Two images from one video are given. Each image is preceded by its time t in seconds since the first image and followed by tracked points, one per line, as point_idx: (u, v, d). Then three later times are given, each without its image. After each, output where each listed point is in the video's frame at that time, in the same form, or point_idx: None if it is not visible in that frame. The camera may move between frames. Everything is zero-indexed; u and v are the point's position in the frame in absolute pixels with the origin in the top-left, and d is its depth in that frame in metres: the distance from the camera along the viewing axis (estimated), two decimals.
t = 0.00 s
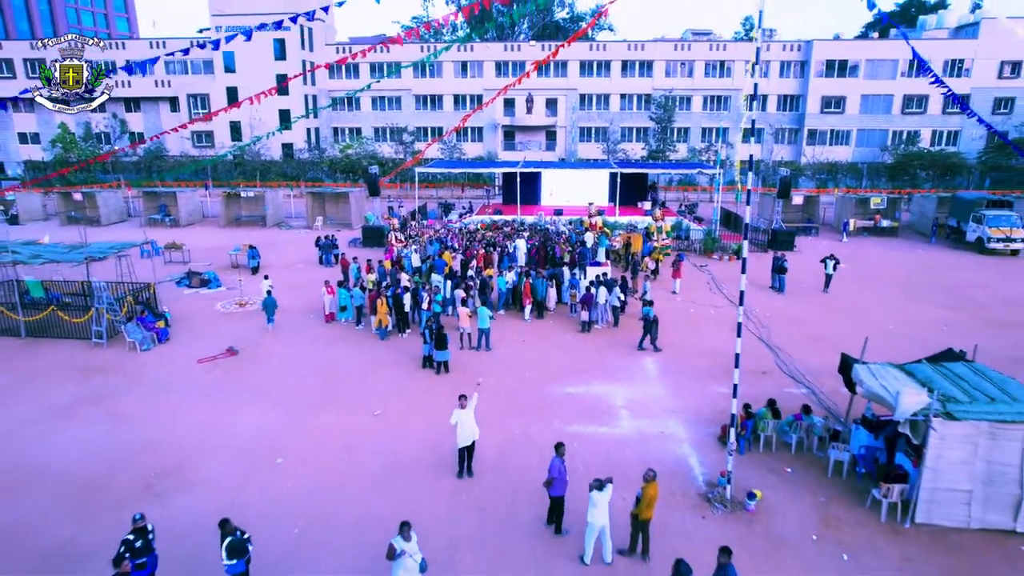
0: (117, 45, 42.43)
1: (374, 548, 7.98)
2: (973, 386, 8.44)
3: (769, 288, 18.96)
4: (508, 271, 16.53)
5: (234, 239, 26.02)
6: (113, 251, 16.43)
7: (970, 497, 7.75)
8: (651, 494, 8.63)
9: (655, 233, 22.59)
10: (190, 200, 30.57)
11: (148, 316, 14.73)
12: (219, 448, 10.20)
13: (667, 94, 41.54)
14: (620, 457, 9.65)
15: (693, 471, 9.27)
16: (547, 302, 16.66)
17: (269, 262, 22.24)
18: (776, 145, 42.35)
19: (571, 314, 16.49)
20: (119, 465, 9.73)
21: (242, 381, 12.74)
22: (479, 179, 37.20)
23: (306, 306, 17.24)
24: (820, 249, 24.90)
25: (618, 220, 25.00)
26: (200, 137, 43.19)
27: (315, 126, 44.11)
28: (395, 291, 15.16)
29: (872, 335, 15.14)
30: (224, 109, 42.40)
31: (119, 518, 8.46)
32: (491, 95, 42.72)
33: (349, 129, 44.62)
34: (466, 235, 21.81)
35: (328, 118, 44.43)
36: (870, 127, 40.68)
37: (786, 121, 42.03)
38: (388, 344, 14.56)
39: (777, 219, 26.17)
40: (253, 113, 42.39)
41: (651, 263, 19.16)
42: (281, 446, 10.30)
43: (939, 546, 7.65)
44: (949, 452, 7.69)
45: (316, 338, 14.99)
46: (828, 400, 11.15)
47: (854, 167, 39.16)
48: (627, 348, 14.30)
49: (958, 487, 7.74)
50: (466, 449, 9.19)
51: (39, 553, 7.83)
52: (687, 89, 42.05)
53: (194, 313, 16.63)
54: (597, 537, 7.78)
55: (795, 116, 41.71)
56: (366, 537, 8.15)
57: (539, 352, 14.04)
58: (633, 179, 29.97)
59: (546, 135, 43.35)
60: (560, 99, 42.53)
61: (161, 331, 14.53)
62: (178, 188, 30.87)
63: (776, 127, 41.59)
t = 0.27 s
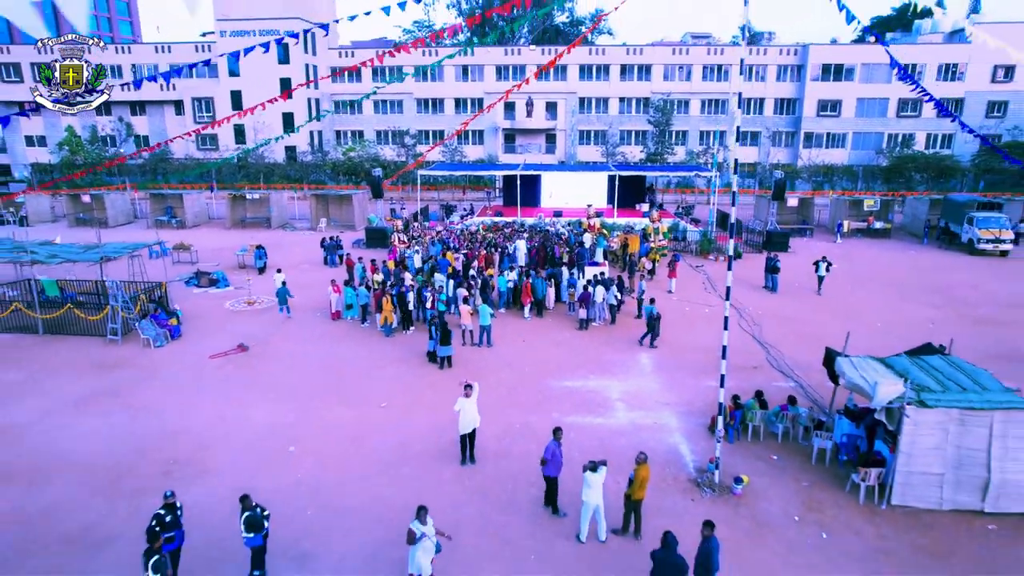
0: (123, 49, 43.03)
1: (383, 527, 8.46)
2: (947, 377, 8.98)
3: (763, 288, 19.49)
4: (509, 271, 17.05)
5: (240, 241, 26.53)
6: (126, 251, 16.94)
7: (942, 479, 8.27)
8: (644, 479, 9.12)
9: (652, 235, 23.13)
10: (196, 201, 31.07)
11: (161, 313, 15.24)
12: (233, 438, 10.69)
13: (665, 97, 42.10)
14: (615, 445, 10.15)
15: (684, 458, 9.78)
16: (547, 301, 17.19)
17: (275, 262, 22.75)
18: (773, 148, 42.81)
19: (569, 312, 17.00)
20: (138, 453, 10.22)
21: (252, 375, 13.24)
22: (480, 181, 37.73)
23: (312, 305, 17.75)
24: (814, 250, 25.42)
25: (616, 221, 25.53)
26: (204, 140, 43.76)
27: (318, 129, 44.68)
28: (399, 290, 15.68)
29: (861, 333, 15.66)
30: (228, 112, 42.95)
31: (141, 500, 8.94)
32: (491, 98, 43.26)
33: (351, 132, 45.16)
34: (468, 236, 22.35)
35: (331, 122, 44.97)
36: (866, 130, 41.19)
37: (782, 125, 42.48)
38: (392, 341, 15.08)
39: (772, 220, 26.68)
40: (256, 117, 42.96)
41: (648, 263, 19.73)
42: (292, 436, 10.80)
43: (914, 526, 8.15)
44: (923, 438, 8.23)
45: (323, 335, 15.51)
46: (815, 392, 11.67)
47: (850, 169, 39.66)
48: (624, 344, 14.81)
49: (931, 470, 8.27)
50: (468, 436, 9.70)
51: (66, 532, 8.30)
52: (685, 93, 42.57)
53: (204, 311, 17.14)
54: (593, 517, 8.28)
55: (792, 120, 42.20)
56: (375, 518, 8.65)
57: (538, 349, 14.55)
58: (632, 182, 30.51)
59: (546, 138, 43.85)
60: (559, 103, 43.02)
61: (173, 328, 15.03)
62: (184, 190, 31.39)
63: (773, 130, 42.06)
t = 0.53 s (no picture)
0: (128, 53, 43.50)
1: (388, 516, 8.84)
2: (928, 374, 9.41)
3: (758, 288, 19.88)
4: (509, 274, 17.47)
5: (244, 242, 26.93)
6: (137, 253, 17.35)
7: (922, 471, 8.70)
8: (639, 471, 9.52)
9: (650, 236, 23.54)
10: (201, 204, 31.49)
11: (170, 313, 15.65)
12: (243, 433, 11.08)
13: (664, 101, 42.55)
14: (611, 440, 10.54)
15: (678, 452, 10.17)
16: (546, 302, 17.61)
17: (280, 264, 23.15)
18: (771, 150, 43.14)
19: (568, 313, 17.39)
20: (152, 447, 10.61)
21: (260, 373, 13.64)
22: (480, 184, 38.14)
23: (317, 306, 18.15)
24: (809, 252, 25.83)
25: (614, 223, 25.95)
26: (208, 143, 44.19)
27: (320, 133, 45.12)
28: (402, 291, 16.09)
29: (852, 332, 16.07)
30: (231, 115, 43.37)
31: (156, 491, 9.32)
32: (492, 102, 43.68)
33: (353, 135, 45.60)
34: (469, 238, 22.78)
35: (333, 125, 45.39)
36: (863, 133, 41.59)
37: (780, 127, 42.84)
38: (396, 340, 15.50)
39: (767, 223, 27.09)
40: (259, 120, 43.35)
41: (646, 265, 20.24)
42: (300, 431, 11.19)
43: (895, 515, 8.55)
44: (903, 431, 8.65)
45: (328, 335, 15.91)
46: (804, 389, 12.07)
47: (846, 171, 40.07)
48: (621, 344, 15.21)
49: (911, 462, 8.69)
50: (469, 430, 10.11)
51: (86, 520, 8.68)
52: (684, 96, 42.98)
53: (211, 312, 17.54)
54: (589, 506, 8.69)
55: (789, 122, 42.56)
56: (382, 508, 9.05)
57: (538, 348, 14.94)
58: (630, 184, 30.95)
59: (546, 141, 44.27)
60: (559, 106, 43.45)
61: (182, 328, 15.43)
62: (188, 193, 31.77)
63: (771, 133, 42.42)
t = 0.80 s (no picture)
0: (132, 57, 44.01)
1: (395, 510, 9.29)
2: (909, 374, 9.85)
3: (753, 292, 20.31)
4: (509, 278, 17.93)
5: (249, 246, 27.40)
6: (148, 257, 17.82)
7: (902, 467, 9.16)
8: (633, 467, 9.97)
9: (648, 240, 23.98)
10: (206, 208, 31.94)
11: (180, 316, 16.10)
12: (253, 431, 11.52)
13: (662, 105, 43.01)
14: (608, 438, 10.99)
15: (671, 449, 10.62)
16: (545, 305, 18.05)
17: (285, 267, 23.61)
18: (769, 154, 43.59)
19: (567, 315, 17.83)
20: (167, 445, 11.05)
21: (269, 374, 14.10)
22: (481, 188, 38.62)
23: (322, 308, 18.60)
24: (804, 255, 26.30)
25: (613, 227, 26.40)
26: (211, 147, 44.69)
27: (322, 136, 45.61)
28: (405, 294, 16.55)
29: (843, 334, 16.52)
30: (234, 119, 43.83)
31: (173, 485, 9.77)
32: (492, 105, 44.14)
33: (355, 138, 46.09)
34: (470, 242, 23.23)
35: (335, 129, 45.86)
36: (859, 137, 42.07)
37: (777, 131, 43.28)
38: (400, 342, 15.96)
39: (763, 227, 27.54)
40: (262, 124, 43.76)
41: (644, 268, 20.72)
42: (309, 429, 11.64)
43: (876, 509, 9.00)
44: (884, 429, 9.11)
45: (334, 337, 16.38)
46: (795, 389, 12.51)
47: (842, 175, 40.52)
48: (618, 346, 15.66)
49: (891, 458, 9.15)
50: (469, 428, 10.55)
51: (107, 513, 9.12)
52: (682, 101, 43.43)
53: (219, 314, 17.98)
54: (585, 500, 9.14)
55: (786, 127, 42.99)
56: (388, 502, 9.49)
57: (537, 350, 15.40)
58: (628, 188, 31.42)
59: (546, 144, 44.78)
60: (559, 110, 43.99)
61: (192, 330, 15.88)
62: (193, 196, 32.22)
63: (768, 137, 42.87)
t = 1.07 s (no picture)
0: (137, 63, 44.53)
1: (400, 508, 9.71)
2: (893, 378, 10.28)
3: (748, 296, 20.73)
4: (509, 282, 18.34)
5: (254, 250, 27.85)
6: (157, 262, 18.25)
7: (884, 467, 9.59)
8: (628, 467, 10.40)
9: (645, 245, 24.42)
10: (210, 212, 32.41)
11: (189, 320, 16.54)
12: (263, 432, 11.95)
13: (660, 110, 43.44)
14: (604, 439, 11.41)
15: (665, 450, 11.04)
16: (544, 310, 18.49)
17: (289, 271, 24.05)
18: (766, 158, 44.02)
19: (566, 320, 18.26)
20: (180, 445, 11.48)
21: (276, 377, 14.52)
22: (481, 193, 39.08)
23: (326, 313, 19.02)
24: (800, 259, 26.72)
25: (611, 232, 26.84)
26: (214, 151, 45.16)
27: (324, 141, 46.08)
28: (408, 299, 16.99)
29: (835, 338, 16.94)
30: (237, 124, 44.28)
31: (187, 484, 10.19)
32: (493, 110, 44.59)
33: (357, 143, 46.55)
34: (470, 247, 23.66)
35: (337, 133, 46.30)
36: (855, 142, 42.56)
37: (775, 135, 43.69)
38: (403, 346, 16.39)
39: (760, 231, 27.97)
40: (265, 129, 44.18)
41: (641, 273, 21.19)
42: (316, 431, 12.05)
43: (859, 507, 9.43)
44: (867, 431, 9.53)
45: (338, 341, 16.80)
46: (786, 392, 12.92)
47: (839, 179, 40.95)
48: (615, 349, 16.09)
49: (874, 459, 9.59)
50: (470, 430, 10.97)
51: (125, 509, 9.55)
52: (680, 106, 43.86)
53: (226, 318, 18.42)
54: (581, 499, 9.56)
55: (784, 131, 43.40)
56: (394, 500, 9.91)
57: (537, 353, 15.83)
58: (626, 193, 31.86)
59: (546, 149, 45.24)
60: (559, 115, 44.45)
61: (201, 334, 16.31)
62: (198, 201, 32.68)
63: (766, 142, 43.29)
